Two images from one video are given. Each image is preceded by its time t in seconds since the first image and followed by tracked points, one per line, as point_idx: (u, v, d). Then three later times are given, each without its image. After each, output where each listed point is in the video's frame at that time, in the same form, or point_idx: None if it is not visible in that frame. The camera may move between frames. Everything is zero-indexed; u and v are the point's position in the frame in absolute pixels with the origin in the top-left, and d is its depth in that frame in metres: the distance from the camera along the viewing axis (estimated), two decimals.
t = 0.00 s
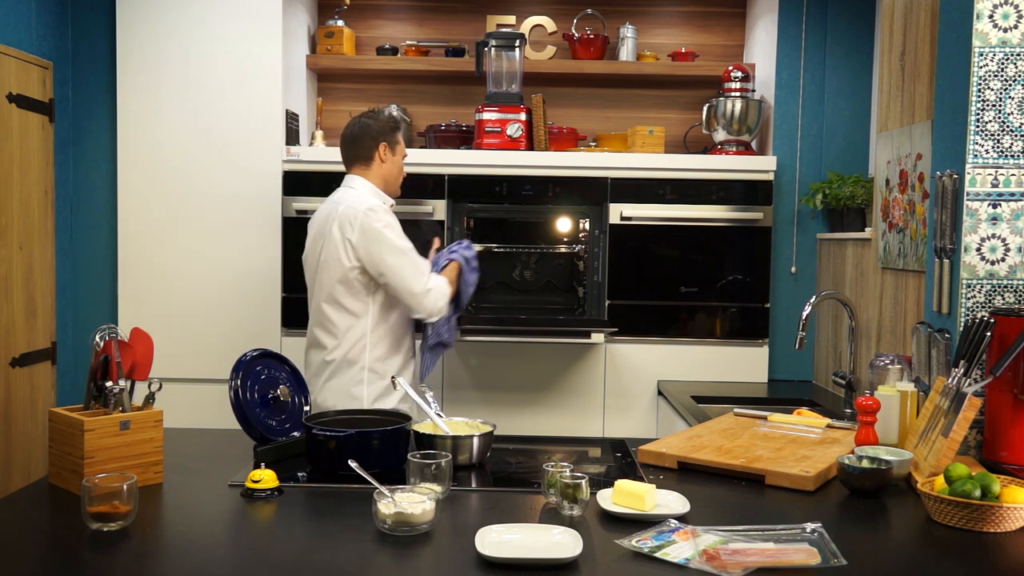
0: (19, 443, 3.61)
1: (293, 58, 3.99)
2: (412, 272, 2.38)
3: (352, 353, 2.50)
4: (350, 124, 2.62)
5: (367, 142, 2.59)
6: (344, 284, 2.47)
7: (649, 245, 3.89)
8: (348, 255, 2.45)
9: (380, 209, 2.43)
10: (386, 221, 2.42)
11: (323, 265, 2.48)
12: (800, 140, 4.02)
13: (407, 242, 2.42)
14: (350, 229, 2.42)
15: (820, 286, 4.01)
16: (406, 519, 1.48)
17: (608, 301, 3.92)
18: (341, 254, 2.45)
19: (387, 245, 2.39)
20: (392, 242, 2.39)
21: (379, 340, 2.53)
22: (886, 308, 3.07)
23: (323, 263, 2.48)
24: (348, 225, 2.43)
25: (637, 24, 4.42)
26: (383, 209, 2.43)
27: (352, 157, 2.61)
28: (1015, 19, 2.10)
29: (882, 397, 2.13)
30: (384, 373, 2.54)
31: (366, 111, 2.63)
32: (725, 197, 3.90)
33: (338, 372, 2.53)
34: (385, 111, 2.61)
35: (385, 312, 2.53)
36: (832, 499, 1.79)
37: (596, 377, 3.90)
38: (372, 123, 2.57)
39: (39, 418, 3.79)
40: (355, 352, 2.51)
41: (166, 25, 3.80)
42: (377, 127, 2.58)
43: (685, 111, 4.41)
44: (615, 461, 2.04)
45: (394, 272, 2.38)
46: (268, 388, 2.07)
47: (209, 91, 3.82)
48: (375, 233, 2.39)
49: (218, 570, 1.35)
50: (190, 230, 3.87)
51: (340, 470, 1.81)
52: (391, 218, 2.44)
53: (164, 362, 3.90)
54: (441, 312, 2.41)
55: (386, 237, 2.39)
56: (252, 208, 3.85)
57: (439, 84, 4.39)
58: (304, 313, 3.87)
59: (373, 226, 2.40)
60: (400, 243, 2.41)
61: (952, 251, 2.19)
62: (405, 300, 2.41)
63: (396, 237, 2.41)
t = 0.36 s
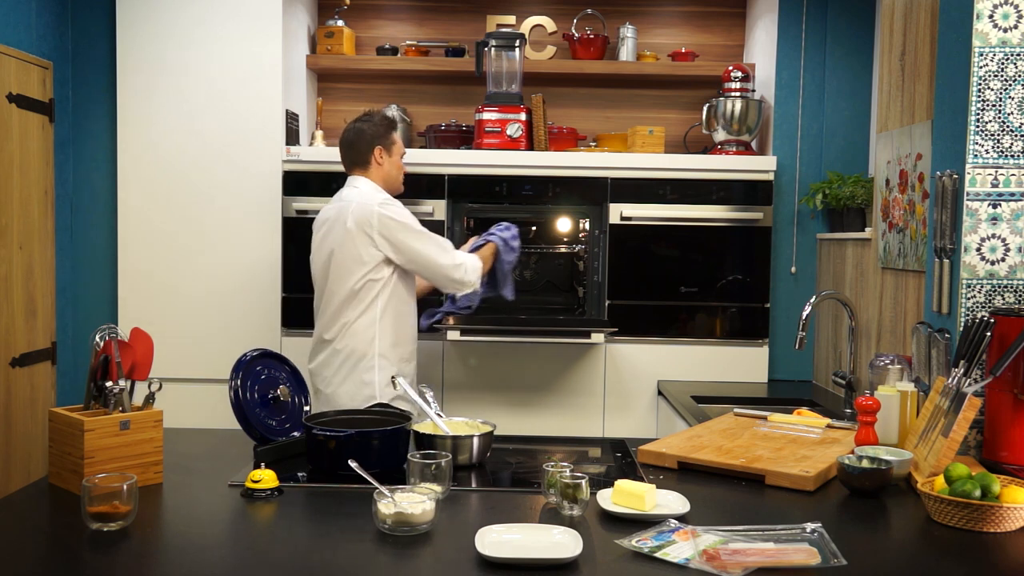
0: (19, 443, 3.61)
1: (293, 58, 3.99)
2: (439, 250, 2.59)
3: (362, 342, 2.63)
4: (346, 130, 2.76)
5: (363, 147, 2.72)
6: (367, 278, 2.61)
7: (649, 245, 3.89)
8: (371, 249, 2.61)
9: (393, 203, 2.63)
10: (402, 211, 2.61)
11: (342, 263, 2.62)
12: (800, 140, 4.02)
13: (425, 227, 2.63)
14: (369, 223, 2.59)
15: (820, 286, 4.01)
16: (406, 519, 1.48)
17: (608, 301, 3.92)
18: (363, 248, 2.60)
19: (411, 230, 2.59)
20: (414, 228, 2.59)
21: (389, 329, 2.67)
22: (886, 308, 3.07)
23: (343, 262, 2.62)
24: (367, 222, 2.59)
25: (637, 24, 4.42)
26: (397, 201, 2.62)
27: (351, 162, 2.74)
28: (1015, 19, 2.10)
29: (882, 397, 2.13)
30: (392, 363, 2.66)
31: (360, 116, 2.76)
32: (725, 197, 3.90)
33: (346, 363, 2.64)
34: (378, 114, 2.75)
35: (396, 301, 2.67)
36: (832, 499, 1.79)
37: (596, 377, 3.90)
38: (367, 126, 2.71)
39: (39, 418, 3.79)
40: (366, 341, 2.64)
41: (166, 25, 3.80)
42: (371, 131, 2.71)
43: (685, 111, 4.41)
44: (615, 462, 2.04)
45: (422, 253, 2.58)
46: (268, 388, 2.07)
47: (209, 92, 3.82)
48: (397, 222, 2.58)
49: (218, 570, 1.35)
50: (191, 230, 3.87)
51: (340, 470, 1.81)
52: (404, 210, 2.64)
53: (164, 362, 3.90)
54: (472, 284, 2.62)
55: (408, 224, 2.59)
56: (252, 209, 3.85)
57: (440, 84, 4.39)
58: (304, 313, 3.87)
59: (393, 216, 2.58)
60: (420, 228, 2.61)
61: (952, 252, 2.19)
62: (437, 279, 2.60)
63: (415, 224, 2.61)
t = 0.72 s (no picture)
0: (19, 443, 3.61)
1: (293, 58, 3.99)
2: (455, 250, 2.64)
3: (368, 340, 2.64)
4: (346, 133, 2.76)
5: (364, 149, 2.72)
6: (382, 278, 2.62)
7: (649, 245, 3.89)
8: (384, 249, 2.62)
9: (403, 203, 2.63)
10: (414, 211, 2.63)
11: (355, 263, 2.61)
12: (800, 140, 4.02)
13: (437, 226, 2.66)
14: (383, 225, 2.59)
15: (820, 286, 4.01)
16: (406, 519, 1.48)
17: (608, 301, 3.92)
18: (377, 250, 2.61)
19: (429, 230, 2.62)
20: (428, 229, 2.62)
21: (394, 329, 2.67)
22: (886, 308, 3.07)
23: (356, 263, 2.61)
24: (385, 222, 2.59)
25: (637, 24, 4.42)
26: (408, 201, 2.64)
27: (353, 166, 2.75)
28: (1015, 19, 2.10)
29: (882, 397, 2.13)
30: (395, 362, 2.66)
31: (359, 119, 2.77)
32: (725, 196, 3.90)
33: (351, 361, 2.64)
34: (376, 114, 2.75)
35: (405, 301, 2.69)
36: (832, 499, 1.79)
37: (596, 377, 3.90)
38: (366, 128, 2.72)
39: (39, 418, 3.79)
40: (371, 340, 2.64)
41: (166, 25, 3.80)
42: (370, 132, 2.72)
43: (685, 111, 4.41)
44: (615, 462, 2.04)
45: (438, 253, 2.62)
46: (268, 388, 2.07)
47: (209, 92, 3.82)
48: (412, 223, 2.60)
49: (219, 569, 1.35)
50: (191, 230, 3.87)
51: (340, 470, 1.81)
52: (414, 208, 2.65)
53: (164, 362, 3.90)
54: (483, 280, 2.72)
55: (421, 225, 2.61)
56: (252, 209, 3.85)
57: (440, 84, 4.39)
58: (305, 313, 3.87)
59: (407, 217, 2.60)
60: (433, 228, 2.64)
61: (952, 251, 2.19)
62: (452, 276, 2.67)
63: (428, 223, 2.64)
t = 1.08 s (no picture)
0: (19, 443, 3.61)
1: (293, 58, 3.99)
2: (464, 250, 2.67)
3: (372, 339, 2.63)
4: (353, 132, 2.76)
5: (370, 149, 2.72)
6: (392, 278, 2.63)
7: (649, 245, 3.89)
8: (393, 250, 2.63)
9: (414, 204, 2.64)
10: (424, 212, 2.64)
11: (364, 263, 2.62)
12: (800, 140, 4.02)
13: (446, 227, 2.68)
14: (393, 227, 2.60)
15: (820, 286, 4.01)
16: (407, 519, 1.48)
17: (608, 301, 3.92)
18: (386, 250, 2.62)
19: (440, 232, 2.63)
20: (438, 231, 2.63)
21: (398, 326, 2.66)
22: (886, 308, 3.07)
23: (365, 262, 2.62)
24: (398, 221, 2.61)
25: (637, 24, 4.42)
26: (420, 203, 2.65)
27: (361, 165, 2.75)
28: (1015, 19, 2.10)
29: (882, 397, 2.13)
30: (399, 361, 2.66)
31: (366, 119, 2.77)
32: (725, 196, 3.90)
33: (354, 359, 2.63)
34: (383, 116, 2.75)
35: (411, 300, 2.69)
36: (832, 499, 1.79)
37: (596, 377, 3.90)
38: (375, 129, 2.72)
39: (39, 418, 3.79)
40: (374, 339, 2.63)
41: (166, 25, 3.80)
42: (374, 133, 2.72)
43: (685, 111, 4.41)
44: (615, 461, 2.04)
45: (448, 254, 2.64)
46: (268, 388, 2.07)
47: (209, 92, 3.82)
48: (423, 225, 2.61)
49: (219, 569, 1.35)
50: (191, 229, 3.87)
51: (340, 470, 1.81)
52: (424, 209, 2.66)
53: (164, 362, 3.90)
54: (490, 278, 2.76)
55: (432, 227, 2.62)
56: (251, 209, 3.85)
57: (440, 84, 4.39)
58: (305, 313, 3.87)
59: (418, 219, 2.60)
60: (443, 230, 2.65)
61: (952, 252, 2.19)
62: (460, 275, 2.70)
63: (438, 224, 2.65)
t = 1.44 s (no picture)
0: (19, 443, 3.62)
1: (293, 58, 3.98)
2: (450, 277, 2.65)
3: (378, 347, 2.65)
4: (402, 130, 2.74)
5: (410, 158, 2.71)
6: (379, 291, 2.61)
7: (649, 245, 3.90)
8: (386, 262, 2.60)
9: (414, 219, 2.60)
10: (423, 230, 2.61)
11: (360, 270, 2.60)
12: (800, 140, 4.02)
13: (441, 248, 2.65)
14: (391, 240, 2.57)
15: (820, 286, 4.00)
16: (406, 519, 1.48)
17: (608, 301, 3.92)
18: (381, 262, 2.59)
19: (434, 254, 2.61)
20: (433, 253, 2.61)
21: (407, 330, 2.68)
22: (886, 308, 3.07)
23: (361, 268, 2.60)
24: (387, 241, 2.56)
25: (637, 24, 4.42)
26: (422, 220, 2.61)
27: (393, 166, 2.74)
28: (1015, 19, 2.10)
29: (882, 397, 2.13)
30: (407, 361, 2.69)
31: (418, 121, 2.75)
32: (725, 196, 3.89)
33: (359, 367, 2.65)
34: (435, 127, 2.74)
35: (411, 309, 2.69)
36: (832, 499, 1.79)
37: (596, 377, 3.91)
38: (422, 135, 2.71)
39: (39, 418, 3.79)
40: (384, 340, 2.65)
41: (167, 25, 3.80)
42: (424, 144, 2.71)
43: (685, 111, 4.41)
44: (615, 461, 2.04)
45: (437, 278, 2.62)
46: (268, 388, 2.07)
47: (209, 92, 3.82)
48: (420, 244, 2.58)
49: (219, 569, 1.35)
50: (191, 229, 3.86)
51: (340, 470, 1.81)
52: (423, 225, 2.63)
53: (164, 362, 3.90)
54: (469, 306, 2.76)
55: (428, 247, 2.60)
56: (251, 209, 3.85)
57: (440, 84, 4.39)
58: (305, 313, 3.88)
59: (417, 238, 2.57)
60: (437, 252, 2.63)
61: (952, 252, 2.19)
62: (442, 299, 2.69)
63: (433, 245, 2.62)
